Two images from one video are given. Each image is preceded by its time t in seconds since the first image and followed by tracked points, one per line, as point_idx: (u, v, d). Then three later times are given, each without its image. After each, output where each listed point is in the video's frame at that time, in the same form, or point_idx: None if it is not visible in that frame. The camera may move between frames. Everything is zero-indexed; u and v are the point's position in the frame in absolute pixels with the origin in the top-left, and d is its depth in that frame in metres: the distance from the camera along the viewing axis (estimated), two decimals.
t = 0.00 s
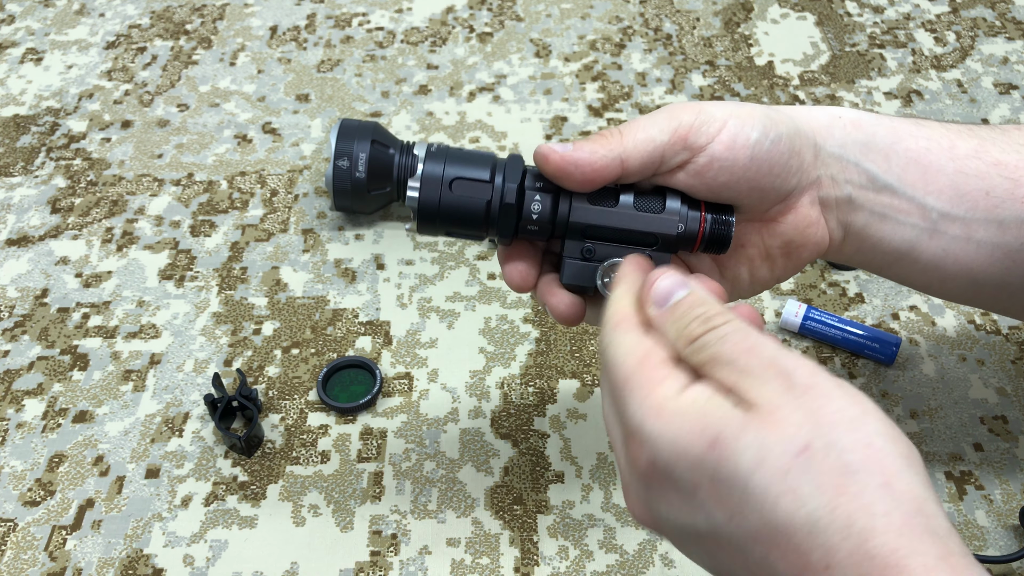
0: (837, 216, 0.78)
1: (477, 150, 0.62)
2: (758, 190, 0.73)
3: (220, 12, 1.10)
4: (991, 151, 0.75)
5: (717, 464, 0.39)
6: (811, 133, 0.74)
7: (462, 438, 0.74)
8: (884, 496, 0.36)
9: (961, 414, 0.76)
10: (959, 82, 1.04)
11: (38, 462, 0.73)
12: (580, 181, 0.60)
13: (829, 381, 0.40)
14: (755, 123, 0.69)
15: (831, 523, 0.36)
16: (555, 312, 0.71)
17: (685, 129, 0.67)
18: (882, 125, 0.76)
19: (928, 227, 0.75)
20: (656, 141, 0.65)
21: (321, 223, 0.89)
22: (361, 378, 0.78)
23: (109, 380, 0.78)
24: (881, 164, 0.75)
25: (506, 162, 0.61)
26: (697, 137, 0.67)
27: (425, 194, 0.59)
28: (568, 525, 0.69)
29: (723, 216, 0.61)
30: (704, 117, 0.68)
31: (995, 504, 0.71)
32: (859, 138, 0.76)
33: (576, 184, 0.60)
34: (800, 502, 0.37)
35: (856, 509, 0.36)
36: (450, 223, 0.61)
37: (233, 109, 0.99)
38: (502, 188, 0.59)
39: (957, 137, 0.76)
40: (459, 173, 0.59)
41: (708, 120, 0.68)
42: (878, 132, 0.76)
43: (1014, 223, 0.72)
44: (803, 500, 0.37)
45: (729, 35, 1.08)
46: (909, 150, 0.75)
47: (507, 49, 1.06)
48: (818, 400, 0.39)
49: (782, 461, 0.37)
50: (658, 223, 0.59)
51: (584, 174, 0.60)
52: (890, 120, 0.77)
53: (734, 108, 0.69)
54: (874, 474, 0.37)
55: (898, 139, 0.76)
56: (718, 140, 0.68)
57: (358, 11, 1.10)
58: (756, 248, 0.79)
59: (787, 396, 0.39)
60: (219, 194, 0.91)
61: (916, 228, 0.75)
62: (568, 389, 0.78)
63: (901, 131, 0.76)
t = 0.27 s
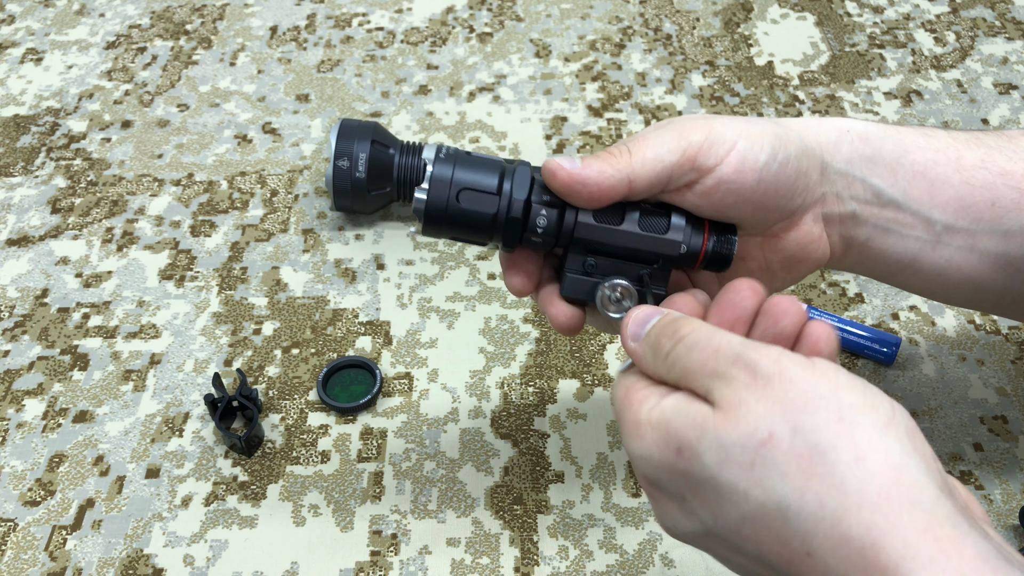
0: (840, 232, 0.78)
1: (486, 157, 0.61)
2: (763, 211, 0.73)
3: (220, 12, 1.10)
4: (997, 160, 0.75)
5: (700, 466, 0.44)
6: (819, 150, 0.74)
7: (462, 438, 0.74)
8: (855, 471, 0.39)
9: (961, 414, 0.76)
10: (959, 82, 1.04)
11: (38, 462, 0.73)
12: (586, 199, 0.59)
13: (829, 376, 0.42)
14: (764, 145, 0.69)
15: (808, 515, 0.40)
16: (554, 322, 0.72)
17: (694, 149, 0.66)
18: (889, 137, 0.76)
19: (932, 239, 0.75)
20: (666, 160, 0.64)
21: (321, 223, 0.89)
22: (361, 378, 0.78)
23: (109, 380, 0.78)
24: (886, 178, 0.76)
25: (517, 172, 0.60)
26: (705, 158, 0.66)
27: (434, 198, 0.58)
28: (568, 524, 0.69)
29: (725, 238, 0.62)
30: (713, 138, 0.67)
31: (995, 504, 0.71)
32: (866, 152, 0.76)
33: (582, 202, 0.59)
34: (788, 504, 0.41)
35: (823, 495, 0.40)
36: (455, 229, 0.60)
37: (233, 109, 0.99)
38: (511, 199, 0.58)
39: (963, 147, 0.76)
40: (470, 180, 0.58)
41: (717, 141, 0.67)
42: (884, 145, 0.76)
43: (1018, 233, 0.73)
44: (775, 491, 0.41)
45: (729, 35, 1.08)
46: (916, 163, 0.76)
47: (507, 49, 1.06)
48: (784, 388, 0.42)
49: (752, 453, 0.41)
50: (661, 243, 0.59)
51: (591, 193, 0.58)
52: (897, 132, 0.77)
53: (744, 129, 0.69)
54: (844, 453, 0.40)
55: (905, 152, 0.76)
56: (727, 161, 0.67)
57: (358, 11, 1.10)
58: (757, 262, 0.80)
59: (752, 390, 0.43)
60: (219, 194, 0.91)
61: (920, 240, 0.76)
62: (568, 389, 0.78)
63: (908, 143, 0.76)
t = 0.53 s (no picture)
0: (839, 223, 0.78)
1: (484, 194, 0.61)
2: (762, 208, 0.74)
3: (220, 12, 1.10)
4: (988, 149, 0.73)
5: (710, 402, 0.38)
6: (808, 145, 0.74)
7: (462, 438, 0.74)
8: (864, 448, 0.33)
9: (961, 414, 0.76)
10: (959, 82, 1.04)
11: (38, 462, 0.73)
12: (590, 220, 0.59)
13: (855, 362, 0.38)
14: (754, 145, 0.69)
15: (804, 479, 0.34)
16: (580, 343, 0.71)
17: (687, 156, 0.66)
18: (879, 129, 0.76)
19: (928, 228, 0.74)
20: (659, 170, 0.64)
21: (321, 223, 0.89)
22: (361, 378, 0.78)
23: (109, 380, 0.78)
24: (879, 168, 0.75)
25: (518, 205, 0.60)
26: (700, 163, 0.67)
27: (446, 246, 0.58)
28: (568, 524, 0.69)
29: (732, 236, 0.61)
30: (704, 143, 0.67)
31: (995, 504, 0.71)
32: (856, 143, 0.75)
33: (586, 224, 0.59)
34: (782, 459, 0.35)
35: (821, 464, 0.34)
36: (470, 271, 0.60)
37: (233, 109, 0.99)
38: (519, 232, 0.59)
39: (954, 137, 0.75)
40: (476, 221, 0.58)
41: (708, 145, 0.68)
42: (874, 136, 0.75)
43: (1014, 219, 0.71)
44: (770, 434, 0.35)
45: (729, 35, 1.08)
46: (907, 153, 0.74)
47: (507, 49, 1.06)
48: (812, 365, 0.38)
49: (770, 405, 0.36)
50: (669, 250, 0.59)
51: (593, 214, 0.59)
52: (886, 124, 0.76)
53: (733, 131, 0.69)
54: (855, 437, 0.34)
55: (895, 143, 0.75)
56: (721, 164, 0.67)
57: (358, 11, 1.10)
58: (762, 259, 0.80)
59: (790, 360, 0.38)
60: (219, 194, 0.91)
61: (916, 229, 0.75)
62: (568, 389, 0.78)
63: (898, 134, 0.75)
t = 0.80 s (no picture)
0: (837, 227, 0.78)
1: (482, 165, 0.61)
2: (759, 208, 0.73)
3: (220, 12, 1.10)
4: (990, 159, 0.74)
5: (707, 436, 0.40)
6: (812, 144, 0.73)
7: (462, 438, 0.74)
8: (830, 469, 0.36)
9: (961, 414, 0.76)
10: (959, 82, 1.04)
11: (38, 462, 0.73)
12: (584, 203, 0.59)
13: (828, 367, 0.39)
14: (756, 143, 0.69)
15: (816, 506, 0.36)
16: (559, 324, 0.72)
17: (688, 149, 0.65)
18: (883, 134, 0.76)
19: (928, 236, 0.75)
20: (660, 163, 0.64)
21: (321, 223, 0.89)
22: (361, 378, 0.78)
23: (109, 380, 0.78)
24: (881, 174, 0.75)
25: (514, 179, 0.60)
26: (700, 158, 0.66)
27: (435, 210, 0.58)
28: (568, 524, 0.69)
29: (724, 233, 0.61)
30: (706, 137, 0.67)
31: (995, 504, 0.71)
32: (860, 148, 0.75)
33: (580, 206, 0.59)
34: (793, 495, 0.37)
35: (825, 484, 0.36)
36: (456, 239, 0.60)
37: (233, 109, 0.99)
38: (510, 205, 0.58)
39: (958, 145, 0.76)
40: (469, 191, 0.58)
41: (711, 141, 0.67)
42: (879, 142, 0.75)
43: (1013, 230, 0.72)
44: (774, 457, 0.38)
45: (729, 35, 1.08)
46: (910, 160, 0.75)
47: (507, 49, 1.06)
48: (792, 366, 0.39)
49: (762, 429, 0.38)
50: (660, 241, 0.59)
51: (588, 197, 0.59)
52: (891, 129, 0.76)
53: (737, 127, 0.68)
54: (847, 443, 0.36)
55: (899, 149, 0.75)
56: (721, 161, 0.67)
57: (358, 11, 1.10)
58: (756, 258, 0.80)
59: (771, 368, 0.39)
60: (219, 194, 0.91)
61: (916, 237, 0.75)
62: (568, 389, 0.78)
63: (902, 141, 0.75)
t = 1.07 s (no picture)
0: (843, 238, 0.79)
1: (496, 151, 0.61)
2: (769, 217, 0.73)
3: (220, 12, 1.10)
4: (998, 168, 0.75)
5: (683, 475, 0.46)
6: (825, 157, 0.74)
7: (462, 438, 0.74)
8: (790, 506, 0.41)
9: (961, 414, 0.76)
10: (959, 82, 1.04)
11: (38, 462, 0.73)
12: (596, 201, 0.59)
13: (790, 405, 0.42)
14: (773, 154, 0.69)
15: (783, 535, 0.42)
16: (554, 315, 0.72)
17: (706, 155, 0.65)
18: (893, 146, 0.77)
19: (933, 246, 0.76)
20: (679, 167, 0.64)
21: (321, 223, 0.89)
22: (361, 378, 0.78)
23: (109, 380, 0.78)
24: (890, 186, 0.76)
25: (527, 170, 0.60)
26: (717, 164, 0.66)
27: (445, 190, 0.57)
28: (568, 524, 0.69)
29: (727, 244, 0.64)
30: (724, 145, 0.67)
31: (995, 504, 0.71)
32: (870, 160, 0.76)
33: (591, 203, 0.59)
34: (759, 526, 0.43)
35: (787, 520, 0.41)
36: (462, 222, 0.59)
37: (233, 109, 0.99)
38: (520, 196, 0.58)
39: (966, 154, 0.77)
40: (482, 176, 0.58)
41: (728, 149, 0.67)
42: (889, 154, 0.76)
43: (1018, 240, 0.73)
44: (746, 511, 0.43)
45: (729, 35, 1.08)
46: (919, 171, 0.76)
47: (507, 49, 1.06)
48: (760, 400, 0.43)
49: (727, 474, 0.43)
50: (666, 246, 0.60)
51: (601, 196, 0.59)
52: (901, 140, 0.77)
53: (754, 136, 0.69)
54: (810, 481, 0.41)
55: (908, 161, 0.76)
56: (737, 170, 0.67)
57: (358, 11, 1.10)
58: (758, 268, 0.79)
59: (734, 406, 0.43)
60: (219, 194, 0.91)
61: (921, 247, 0.76)
62: (568, 389, 0.78)
63: (911, 152, 0.76)
